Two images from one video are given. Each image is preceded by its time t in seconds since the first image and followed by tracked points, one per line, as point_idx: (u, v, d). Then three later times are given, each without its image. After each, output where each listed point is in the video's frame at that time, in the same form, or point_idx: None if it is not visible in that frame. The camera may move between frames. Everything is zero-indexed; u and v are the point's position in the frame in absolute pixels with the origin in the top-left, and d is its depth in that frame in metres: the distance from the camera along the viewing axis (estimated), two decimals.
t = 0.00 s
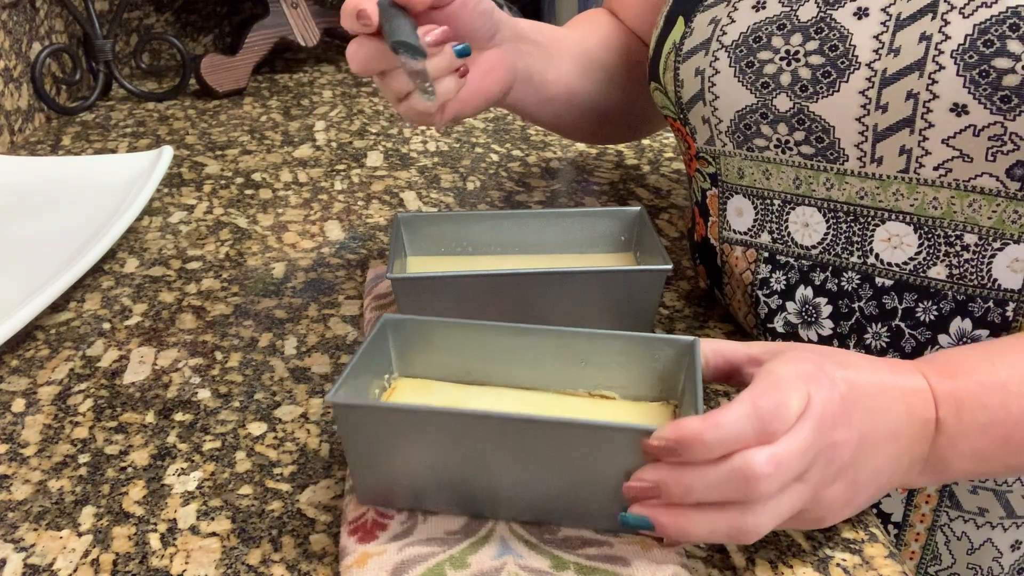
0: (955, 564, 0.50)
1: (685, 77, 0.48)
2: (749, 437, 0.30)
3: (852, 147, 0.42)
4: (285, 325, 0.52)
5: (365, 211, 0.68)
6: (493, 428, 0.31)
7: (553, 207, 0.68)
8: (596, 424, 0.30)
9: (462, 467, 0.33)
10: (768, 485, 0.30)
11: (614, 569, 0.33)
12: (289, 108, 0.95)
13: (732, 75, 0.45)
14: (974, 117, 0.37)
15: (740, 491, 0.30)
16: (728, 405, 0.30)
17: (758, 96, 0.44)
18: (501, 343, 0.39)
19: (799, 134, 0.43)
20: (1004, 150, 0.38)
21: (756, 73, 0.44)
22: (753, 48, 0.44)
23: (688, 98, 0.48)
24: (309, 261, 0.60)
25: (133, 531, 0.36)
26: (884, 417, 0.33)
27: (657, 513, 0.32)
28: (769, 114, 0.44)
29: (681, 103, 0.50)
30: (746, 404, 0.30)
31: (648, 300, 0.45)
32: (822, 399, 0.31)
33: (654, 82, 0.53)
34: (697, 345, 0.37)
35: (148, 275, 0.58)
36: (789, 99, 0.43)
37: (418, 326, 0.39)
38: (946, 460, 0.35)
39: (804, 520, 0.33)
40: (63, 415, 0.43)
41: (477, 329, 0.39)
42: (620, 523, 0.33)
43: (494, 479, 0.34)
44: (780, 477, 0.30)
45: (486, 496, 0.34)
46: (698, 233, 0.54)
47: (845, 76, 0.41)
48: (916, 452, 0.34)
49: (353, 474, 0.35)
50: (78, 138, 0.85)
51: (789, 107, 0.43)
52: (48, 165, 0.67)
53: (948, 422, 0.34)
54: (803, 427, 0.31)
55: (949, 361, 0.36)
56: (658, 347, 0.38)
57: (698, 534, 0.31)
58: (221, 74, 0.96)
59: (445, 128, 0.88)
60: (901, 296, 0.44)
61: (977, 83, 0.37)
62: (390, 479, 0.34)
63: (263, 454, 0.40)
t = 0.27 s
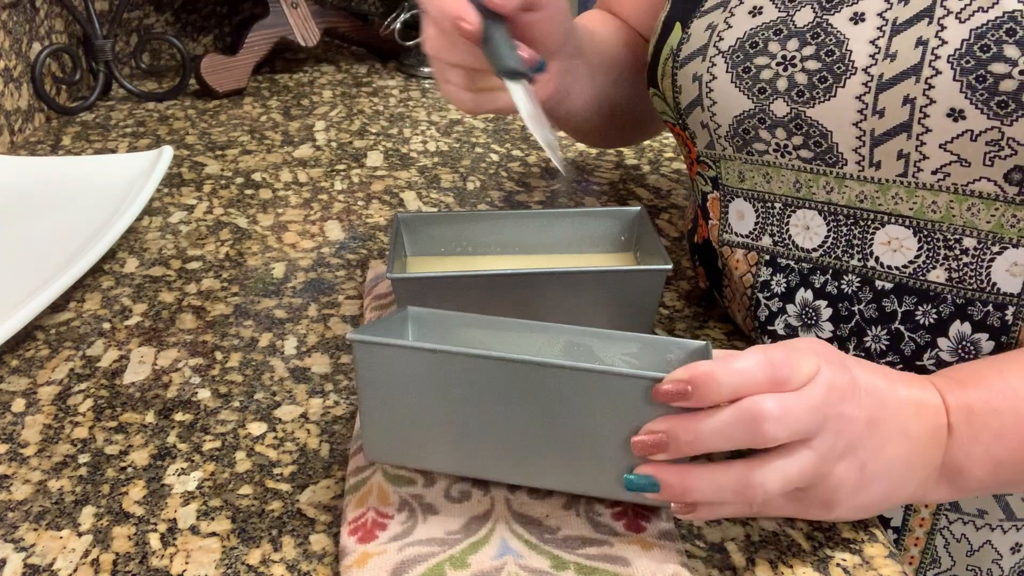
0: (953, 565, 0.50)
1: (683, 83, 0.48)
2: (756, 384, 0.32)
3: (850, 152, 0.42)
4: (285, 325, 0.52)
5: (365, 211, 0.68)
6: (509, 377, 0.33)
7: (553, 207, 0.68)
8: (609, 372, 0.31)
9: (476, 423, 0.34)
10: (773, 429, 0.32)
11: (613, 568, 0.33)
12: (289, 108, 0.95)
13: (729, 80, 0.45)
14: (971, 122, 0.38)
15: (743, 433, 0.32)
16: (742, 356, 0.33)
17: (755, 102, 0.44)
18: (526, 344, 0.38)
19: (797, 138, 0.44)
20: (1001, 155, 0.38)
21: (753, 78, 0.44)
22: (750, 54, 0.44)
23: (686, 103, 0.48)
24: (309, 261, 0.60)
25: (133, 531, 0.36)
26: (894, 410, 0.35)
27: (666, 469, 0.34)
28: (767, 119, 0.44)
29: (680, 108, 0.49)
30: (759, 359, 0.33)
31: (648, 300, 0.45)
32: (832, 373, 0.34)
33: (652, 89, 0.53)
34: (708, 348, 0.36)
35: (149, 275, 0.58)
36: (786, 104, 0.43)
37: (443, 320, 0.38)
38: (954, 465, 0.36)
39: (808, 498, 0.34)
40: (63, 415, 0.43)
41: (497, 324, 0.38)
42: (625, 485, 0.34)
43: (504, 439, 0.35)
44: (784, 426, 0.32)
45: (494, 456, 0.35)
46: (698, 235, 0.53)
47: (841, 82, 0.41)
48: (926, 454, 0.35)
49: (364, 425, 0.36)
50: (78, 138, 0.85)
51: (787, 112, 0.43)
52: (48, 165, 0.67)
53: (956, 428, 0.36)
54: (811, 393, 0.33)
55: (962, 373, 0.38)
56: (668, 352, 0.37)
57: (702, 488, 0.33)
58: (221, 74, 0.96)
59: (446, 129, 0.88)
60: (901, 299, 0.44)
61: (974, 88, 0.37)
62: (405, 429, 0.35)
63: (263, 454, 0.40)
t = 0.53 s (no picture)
0: (953, 564, 0.50)
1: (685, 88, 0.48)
2: (761, 373, 0.33)
3: (850, 155, 0.42)
4: (285, 325, 0.52)
5: (365, 211, 0.68)
6: (513, 369, 0.33)
7: (553, 207, 0.68)
8: (611, 361, 0.32)
9: (478, 416, 0.34)
10: (777, 419, 0.32)
11: (612, 568, 0.33)
12: (289, 108, 0.95)
13: (731, 84, 0.45)
14: (970, 126, 0.38)
15: (747, 421, 0.32)
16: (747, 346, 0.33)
17: (756, 105, 0.44)
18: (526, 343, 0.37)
19: (798, 142, 0.44)
20: (1001, 158, 0.38)
21: (754, 82, 0.44)
22: (750, 58, 0.44)
23: (689, 106, 0.49)
24: (309, 261, 0.60)
25: (133, 531, 0.36)
26: (895, 403, 0.35)
27: (669, 459, 0.34)
28: (768, 123, 0.44)
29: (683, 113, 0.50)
30: (764, 349, 0.33)
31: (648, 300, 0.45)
32: (836, 363, 0.34)
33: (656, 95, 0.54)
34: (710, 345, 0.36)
35: (148, 275, 0.58)
36: (786, 108, 0.43)
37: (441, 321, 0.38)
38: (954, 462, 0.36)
39: (810, 489, 0.35)
40: (64, 415, 0.43)
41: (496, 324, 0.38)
42: (627, 475, 0.35)
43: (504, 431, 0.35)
44: (789, 416, 0.32)
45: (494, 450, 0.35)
46: (698, 236, 0.53)
47: (841, 86, 0.41)
48: (926, 449, 0.35)
49: (367, 420, 0.36)
50: (78, 138, 0.85)
51: (787, 116, 0.43)
52: (48, 165, 0.67)
53: (955, 424, 0.36)
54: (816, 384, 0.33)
55: (963, 369, 0.38)
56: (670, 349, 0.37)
57: (705, 479, 0.33)
58: (221, 74, 0.96)
59: (446, 129, 0.88)
60: (901, 300, 0.44)
61: (973, 91, 0.37)
62: (405, 423, 0.35)
63: (263, 454, 0.40)
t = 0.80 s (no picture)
0: (954, 565, 0.50)
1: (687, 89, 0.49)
2: (767, 376, 0.33)
3: (853, 158, 0.43)
4: (284, 325, 0.52)
5: (365, 211, 0.68)
6: (515, 372, 0.33)
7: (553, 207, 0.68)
8: (613, 363, 0.32)
9: (480, 417, 0.34)
10: (782, 421, 0.32)
11: (612, 568, 0.33)
12: (289, 108, 0.95)
13: (733, 86, 0.46)
14: (974, 130, 0.38)
15: (753, 423, 0.32)
16: (752, 348, 0.33)
17: (759, 108, 0.45)
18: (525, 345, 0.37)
19: (801, 144, 0.44)
20: (1005, 162, 0.38)
21: (757, 84, 0.45)
22: (754, 60, 0.45)
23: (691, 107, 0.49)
24: (309, 262, 0.60)
25: (133, 531, 0.36)
26: (897, 405, 0.35)
27: (674, 460, 0.34)
28: (771, 125, 0.45)
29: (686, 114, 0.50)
30: (769, 351, 0.33)
31: (648, 301, 0.45)
32: (840, 365, 0.34)
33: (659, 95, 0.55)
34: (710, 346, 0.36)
35: (149, 275, 0.58)
36: (789, 110, 0.43)
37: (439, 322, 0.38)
38: (954, 463, 0.36)
39: (814, 491, 0.35)
40: (63, 415, 0.43)
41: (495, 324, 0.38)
42: (631, 477, 0.35)
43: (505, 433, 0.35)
44: (794, 418, 0.32)
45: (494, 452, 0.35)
46: (699, 237, 0.53)
47: (844, 89, 0.41)
48: (926, 450, 0.36)
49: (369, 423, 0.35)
50: (78, 138, 0.85)
51: (790, 118, 0.44)
52: (49, 165, 0.67)
53: (955, 426, 0.36)
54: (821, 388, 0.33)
55: (962, 371, 0.38)
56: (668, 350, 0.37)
57: (709, 480, 0.33)
58: (221, 74, 0.96)
59: (446, 129, 0.88)
60: (905, 302, 0.43)
61: (977, 96, 0.38)
62: (406, 425, 0.35)
63: (263, 454, 0.40)
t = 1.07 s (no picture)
0: (954, 566, 0.50)
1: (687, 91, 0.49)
2: (768, 380, 0.32)
3: (853, 161, 0.43)
4: (284, 325, 0.52)
5: (365, 211, 0.68)
6: (515, 375, 0.33)
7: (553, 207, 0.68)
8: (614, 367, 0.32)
9: (481, 421, 0.34)
10: (783, 425, 0.32)
11: (612, 568, 0.33)
12: (289, 108, 0.95)
13: (733, 89, 0.46)
14: (975, 136, 0.38)
15: (753, 426, 0.32)
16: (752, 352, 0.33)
17: (759, 111, 0.45)
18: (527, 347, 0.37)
19: (802, 147, 0.44)
20: (1006, 168, 0.38)
21: (757, 87, 0.45)
22: (754, 62, 0.44)
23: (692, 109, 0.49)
24: (309, 261, 0.60)
25: (133, 531, 0.36)
26: (896, 407, 0.35)
27: (674, 463, 0.34)
28: (771, 128, 0.45)
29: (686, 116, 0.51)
30: (769, 355, 0.33)
31: (648, 301, 0.45)
32: (840, 368, 0.34)
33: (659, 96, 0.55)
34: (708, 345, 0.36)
35: (148, 275, 0.58)
36: (789, 114, 0.43)
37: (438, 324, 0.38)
38: (952, 465, 0.36)
39: (814, 494, 0.35)
40: (64, 415, 0.43)
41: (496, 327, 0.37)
42: (631, 480, 0.35)
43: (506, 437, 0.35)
44: (795, 422, 0.32)
45: (494, 455, 0.35)
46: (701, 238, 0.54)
47: (844, 92, 0.41)
48: (925, 452, 0.36)
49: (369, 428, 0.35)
50: (78, 139, 0.85)
51: (790, 122, 0.44)
52: (49, 165, 0.67)
53: (952, 429, 0.36)
54: (822, 394, 0.33)
55: (958, 374, 0.38)
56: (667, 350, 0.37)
57: (710, 484, 0.33)
58: (221, 75, 0.96)
59: (445, 129, 0.88)
60: (905, 305, 0.43)
61: (978, 101, 0.37)
62: (406, 429, 0.35)
63: (263, 454, 0.40)
